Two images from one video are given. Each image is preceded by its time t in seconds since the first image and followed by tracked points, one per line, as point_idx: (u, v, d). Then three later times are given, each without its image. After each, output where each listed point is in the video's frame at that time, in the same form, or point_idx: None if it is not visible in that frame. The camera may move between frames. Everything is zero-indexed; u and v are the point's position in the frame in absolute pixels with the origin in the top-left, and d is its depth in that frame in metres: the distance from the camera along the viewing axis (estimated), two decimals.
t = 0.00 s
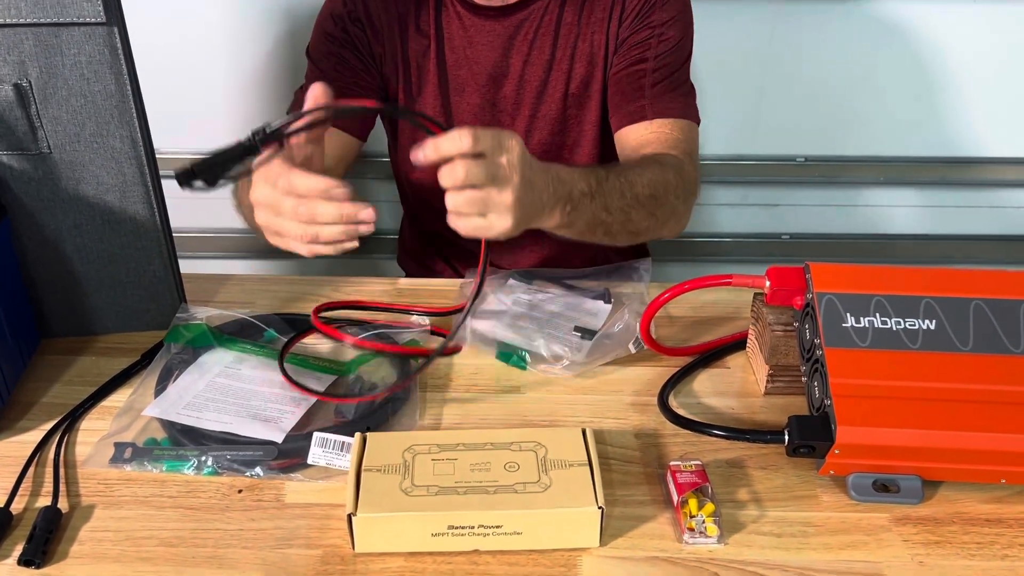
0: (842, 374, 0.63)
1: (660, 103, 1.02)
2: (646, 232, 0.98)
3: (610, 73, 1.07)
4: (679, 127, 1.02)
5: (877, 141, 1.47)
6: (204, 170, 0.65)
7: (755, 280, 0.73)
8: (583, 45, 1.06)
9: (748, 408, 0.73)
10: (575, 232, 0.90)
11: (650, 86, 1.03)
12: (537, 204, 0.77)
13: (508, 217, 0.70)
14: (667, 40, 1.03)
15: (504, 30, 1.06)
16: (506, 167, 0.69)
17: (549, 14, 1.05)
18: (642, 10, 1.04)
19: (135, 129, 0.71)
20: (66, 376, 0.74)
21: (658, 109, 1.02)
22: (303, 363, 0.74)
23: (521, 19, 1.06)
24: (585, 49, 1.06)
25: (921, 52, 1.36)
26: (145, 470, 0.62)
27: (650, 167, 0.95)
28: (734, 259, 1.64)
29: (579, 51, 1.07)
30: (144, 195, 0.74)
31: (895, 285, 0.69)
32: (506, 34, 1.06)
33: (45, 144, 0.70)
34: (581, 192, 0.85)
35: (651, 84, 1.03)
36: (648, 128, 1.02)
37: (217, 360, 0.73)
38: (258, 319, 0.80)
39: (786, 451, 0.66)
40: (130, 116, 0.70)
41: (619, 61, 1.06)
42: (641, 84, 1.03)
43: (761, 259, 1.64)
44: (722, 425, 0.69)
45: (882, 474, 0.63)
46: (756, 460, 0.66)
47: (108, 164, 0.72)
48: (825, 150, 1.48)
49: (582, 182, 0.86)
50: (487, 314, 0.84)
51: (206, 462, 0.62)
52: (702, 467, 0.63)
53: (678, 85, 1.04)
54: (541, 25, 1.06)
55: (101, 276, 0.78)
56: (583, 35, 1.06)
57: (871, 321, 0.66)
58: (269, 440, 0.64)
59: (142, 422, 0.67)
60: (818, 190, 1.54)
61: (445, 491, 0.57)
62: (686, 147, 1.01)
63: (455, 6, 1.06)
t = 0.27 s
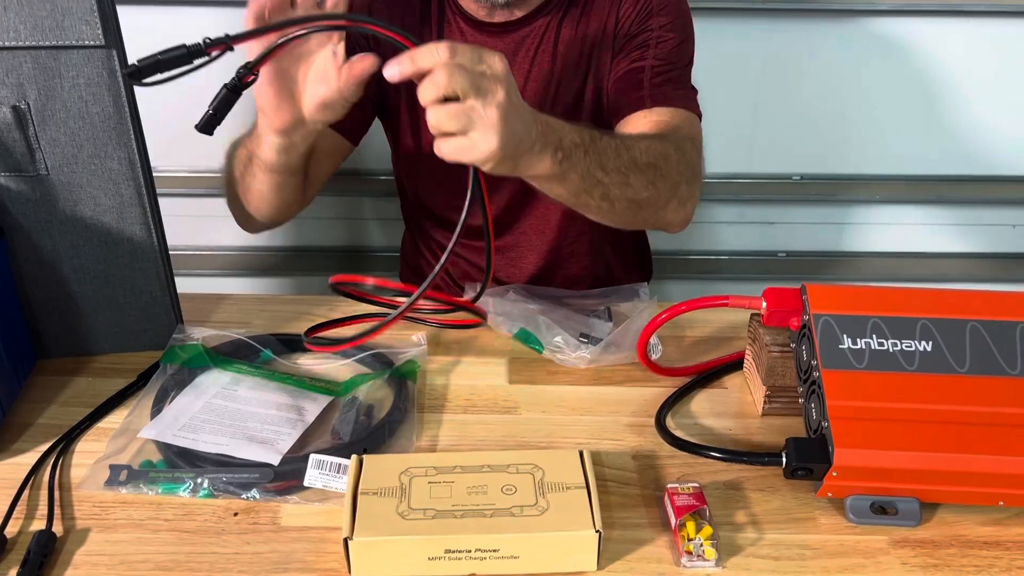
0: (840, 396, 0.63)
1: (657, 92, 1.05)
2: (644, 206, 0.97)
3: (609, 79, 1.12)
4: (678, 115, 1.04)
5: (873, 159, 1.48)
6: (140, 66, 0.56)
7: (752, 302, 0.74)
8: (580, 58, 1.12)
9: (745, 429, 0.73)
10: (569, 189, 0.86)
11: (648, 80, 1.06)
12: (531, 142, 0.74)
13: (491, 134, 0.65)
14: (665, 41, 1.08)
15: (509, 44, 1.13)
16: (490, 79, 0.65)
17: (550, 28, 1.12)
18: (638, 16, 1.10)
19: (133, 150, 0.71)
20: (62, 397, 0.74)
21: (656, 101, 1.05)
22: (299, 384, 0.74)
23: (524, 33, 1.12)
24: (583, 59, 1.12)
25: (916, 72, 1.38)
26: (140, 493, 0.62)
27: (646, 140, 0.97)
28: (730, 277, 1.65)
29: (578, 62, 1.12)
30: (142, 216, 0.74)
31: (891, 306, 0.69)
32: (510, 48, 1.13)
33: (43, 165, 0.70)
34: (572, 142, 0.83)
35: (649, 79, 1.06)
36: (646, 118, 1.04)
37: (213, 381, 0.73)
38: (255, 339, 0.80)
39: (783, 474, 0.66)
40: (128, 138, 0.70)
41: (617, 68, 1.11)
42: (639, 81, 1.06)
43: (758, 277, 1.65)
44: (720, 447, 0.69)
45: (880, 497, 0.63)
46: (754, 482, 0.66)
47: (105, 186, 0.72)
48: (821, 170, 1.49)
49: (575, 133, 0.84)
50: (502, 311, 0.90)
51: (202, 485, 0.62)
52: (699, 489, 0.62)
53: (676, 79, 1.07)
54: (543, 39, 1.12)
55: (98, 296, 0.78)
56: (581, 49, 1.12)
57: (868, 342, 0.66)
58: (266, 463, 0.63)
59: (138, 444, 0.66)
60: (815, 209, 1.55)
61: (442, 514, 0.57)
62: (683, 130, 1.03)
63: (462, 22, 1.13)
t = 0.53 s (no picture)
0: (834, 424, 0.64)
1: (645, 110, 1.05)
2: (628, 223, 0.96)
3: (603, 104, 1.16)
4: (672, 135, 1.03)
5: (866, 185, 1.51)
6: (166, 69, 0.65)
7: (748, 331, 0.75)
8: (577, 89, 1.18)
9: (743, 456, 0.74)
10: (553, 206, 0.86)
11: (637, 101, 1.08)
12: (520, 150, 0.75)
13: (484, 152, 0.67)
14: (658, 65, 1.11)
15: (509, 72, 1.19)
16: (484, 95, 0.67)
17: (547, 57, 1.18)
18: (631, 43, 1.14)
19: (141, 183, 0.73)
20: (68, 426, 0.75)
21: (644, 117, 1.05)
22: (302, 412, 0.75)
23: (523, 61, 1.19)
24: (578, 86, 1.18)
25: (909, 101, 1.41)
26: (146, 521, 0.63)
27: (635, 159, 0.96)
28: (727, 302, 1.67)
29: (573, 89, 1.18)
30: (149, 247, 0.76)
31: (883, 335, 0.71)
32: (510, 76, 1.19)
33: (53, 198, 0.72)
34: (555, 157, 0.83)
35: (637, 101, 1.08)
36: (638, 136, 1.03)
37: (218, 409, 0.74)
38: (260, 368, 0.82)
39: (780, 501, 0.67)
40: (136, 171, 0.72)
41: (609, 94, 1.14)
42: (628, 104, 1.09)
43: (755, 302, 1.67)
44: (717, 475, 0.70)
45: (876, 525, 0.64)
46: (751, 510, 0.67)
47: (114, 218, 0.74)
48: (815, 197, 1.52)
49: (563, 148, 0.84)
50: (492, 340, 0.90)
51: (207, 513, 0.63)
52: (697, 517, 0.63)
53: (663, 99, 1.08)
54: (541, 67, 1.18)
55: (104, 325, 0.79)
56: (578, 80, 1.18)
57: (861, 372, 0.68)
58: (270, 491, 0.64)
59: (144, 472, 0.67)
60: (810, 235, 1.57)
61: (443, 543, 0.57)
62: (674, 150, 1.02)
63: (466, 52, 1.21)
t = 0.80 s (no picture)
0: (827, 438, 0.66)
1: (637, 167, 1.14)
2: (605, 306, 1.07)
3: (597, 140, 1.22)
4: (656, 191, 1.14)
5: (860, 201, 1.53)
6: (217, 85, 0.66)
7: (743, 346, 0.77)
8: (575, 114, 1.22)
9: (739, 470, 0.76)
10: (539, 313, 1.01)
11: (630, 150, 1.15)
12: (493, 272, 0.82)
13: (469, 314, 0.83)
14: (652, 113, 1.17)
15: (507, 95, 1.22)
16: (474, 286, 0.80)
17: (548, 82, 1.22)
18: (630, 85, 1.19)
19: (149, 203, 0.74)
20: (75, 440, 0.76)
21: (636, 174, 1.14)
22: (305, 427, 0.76)
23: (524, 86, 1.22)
24: (575, 114, 1.22)
25: (901, 118, 1.44)
26: (153, 534, 0.64)
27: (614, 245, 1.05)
28: (724, 317, 1.68)
29: (570, 118, 1.22)
30: (156, 265, 0.77)
31: (874, 350, 0.72)
32: (509, 99, 1.22)
33: (63, 217, 0.74)
34: (542, 277, 0.95)
35: (630, 150, 1.15)
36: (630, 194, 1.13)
37: (223, 424, 0.76)
38: (263, 383, 0.83)
39: (775, 513, 0.68)
40: (144, 191, 0.74)
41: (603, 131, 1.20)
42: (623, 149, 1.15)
43: (752, 317, 1.69)
44: (714, 488, 0.72)
45: (869, 536, 0.65)
46: (746, 522, 0.69)
47: (122, 237, 0.75)
48: (810, 213, 1.54)
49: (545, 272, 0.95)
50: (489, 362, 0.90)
51: (212, 526, 0.64)
52: (693, 529, 0.65)
53: (655, 152, 1.16)
54: (541, 92, 1.22)
55: (110, 342, 0.80)
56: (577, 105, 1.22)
57: (853, 387, 0.69)
58: (274, 504, 0.65)
59: (150, 486, 0.69)
60: (806, 251, 1.59)
61: (445, 555, 0.59)
62: (657, 217, 1.11)
63: (468, 71, 1.23)
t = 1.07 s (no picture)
0: (818, 441, 0.67)
1: (658, 166, 1.16)
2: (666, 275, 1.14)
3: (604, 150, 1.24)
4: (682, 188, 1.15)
5: (853, 211, 1.55)
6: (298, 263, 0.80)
7: (735, 352, 0.78)
8: (577, 126, 1.24)
9: (732, 474, 0.77)
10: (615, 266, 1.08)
11: (649, 152, 1.18)
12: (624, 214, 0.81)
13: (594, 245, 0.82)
14: (660, 116, 1.20)
15: (507, 108, 1.24)
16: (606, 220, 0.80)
17: (548, 95, 1.24)
18: (636, 92, 1.21)
19: (154, 212, 0.76)
20: (80, 446, 0.77)
21: (659, 171, 1.16)
22: (306, 432, 0.78)
23: (525, 99, 1.24)
24: (577, 125, 1.24)
25: (893, 129, 1.46)
26: (157, 537, 0.65)
27: (675, 220, 1.10)
28: (721, 326, 1.70)
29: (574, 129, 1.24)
30: (161, 273, 0.79)
31: (864, 356, 0.74)
32: (509, 112, 1.24)
33: (69, 227, 0.75)
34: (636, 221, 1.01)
35: (649, 151, 1.18)
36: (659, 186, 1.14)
37: (225, 429, 0.77)
38: (264, 389, 0.84)
39: (766, 515, 0.70)
40: (149, 201, 0.75)
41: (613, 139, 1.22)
42: (641, 151, 1.18)
43: (747, 326, 1.70)
44: (707, 491, 0.73)
45: (859, 538, 0.67)
46: (739, 524, 0.70)
47: (127, 246, 0.77)
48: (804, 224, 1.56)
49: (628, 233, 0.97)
50: (486, 369, 0.92)
51: (216, 528, 0.65)
52: (687, 531, 0.66)
53: (670, 151, 1.19)
54: (541, 105, 1.24)
55: (114, 349, 0.82)
56: (579, 117, 1.24)
57: (844, 392, 0.71)
58: (276, 507, 0.67)
59: (155, 490, 0.70)
60: (801, 260, 1.61)
61: (444, 556, 0.60)
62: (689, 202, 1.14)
63: (467, 86, 1.25)
